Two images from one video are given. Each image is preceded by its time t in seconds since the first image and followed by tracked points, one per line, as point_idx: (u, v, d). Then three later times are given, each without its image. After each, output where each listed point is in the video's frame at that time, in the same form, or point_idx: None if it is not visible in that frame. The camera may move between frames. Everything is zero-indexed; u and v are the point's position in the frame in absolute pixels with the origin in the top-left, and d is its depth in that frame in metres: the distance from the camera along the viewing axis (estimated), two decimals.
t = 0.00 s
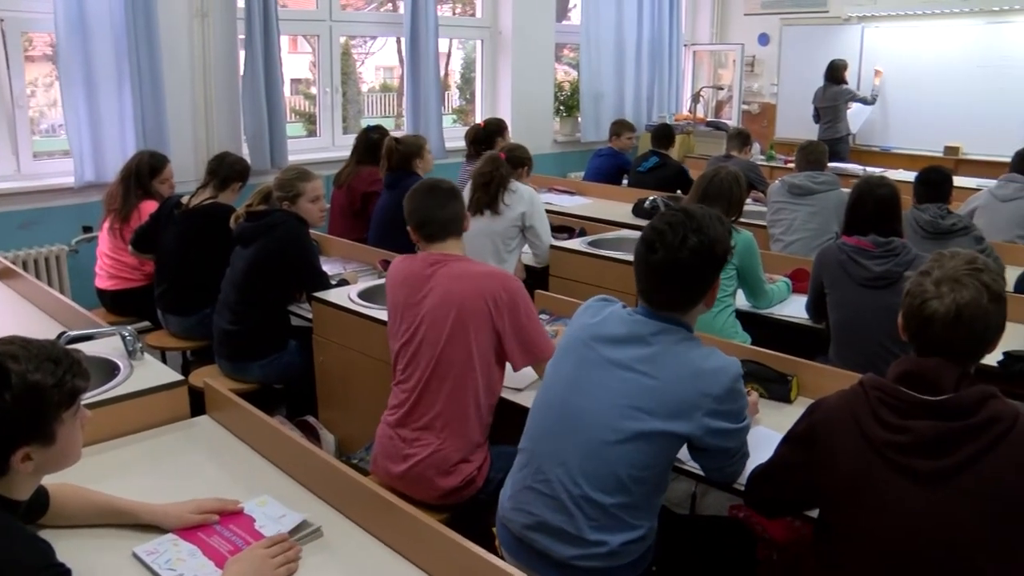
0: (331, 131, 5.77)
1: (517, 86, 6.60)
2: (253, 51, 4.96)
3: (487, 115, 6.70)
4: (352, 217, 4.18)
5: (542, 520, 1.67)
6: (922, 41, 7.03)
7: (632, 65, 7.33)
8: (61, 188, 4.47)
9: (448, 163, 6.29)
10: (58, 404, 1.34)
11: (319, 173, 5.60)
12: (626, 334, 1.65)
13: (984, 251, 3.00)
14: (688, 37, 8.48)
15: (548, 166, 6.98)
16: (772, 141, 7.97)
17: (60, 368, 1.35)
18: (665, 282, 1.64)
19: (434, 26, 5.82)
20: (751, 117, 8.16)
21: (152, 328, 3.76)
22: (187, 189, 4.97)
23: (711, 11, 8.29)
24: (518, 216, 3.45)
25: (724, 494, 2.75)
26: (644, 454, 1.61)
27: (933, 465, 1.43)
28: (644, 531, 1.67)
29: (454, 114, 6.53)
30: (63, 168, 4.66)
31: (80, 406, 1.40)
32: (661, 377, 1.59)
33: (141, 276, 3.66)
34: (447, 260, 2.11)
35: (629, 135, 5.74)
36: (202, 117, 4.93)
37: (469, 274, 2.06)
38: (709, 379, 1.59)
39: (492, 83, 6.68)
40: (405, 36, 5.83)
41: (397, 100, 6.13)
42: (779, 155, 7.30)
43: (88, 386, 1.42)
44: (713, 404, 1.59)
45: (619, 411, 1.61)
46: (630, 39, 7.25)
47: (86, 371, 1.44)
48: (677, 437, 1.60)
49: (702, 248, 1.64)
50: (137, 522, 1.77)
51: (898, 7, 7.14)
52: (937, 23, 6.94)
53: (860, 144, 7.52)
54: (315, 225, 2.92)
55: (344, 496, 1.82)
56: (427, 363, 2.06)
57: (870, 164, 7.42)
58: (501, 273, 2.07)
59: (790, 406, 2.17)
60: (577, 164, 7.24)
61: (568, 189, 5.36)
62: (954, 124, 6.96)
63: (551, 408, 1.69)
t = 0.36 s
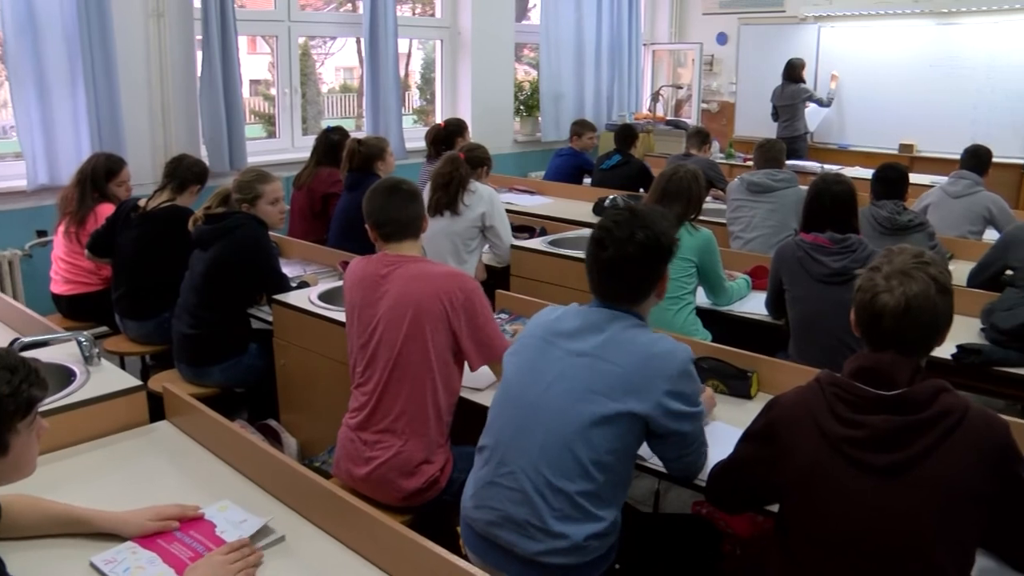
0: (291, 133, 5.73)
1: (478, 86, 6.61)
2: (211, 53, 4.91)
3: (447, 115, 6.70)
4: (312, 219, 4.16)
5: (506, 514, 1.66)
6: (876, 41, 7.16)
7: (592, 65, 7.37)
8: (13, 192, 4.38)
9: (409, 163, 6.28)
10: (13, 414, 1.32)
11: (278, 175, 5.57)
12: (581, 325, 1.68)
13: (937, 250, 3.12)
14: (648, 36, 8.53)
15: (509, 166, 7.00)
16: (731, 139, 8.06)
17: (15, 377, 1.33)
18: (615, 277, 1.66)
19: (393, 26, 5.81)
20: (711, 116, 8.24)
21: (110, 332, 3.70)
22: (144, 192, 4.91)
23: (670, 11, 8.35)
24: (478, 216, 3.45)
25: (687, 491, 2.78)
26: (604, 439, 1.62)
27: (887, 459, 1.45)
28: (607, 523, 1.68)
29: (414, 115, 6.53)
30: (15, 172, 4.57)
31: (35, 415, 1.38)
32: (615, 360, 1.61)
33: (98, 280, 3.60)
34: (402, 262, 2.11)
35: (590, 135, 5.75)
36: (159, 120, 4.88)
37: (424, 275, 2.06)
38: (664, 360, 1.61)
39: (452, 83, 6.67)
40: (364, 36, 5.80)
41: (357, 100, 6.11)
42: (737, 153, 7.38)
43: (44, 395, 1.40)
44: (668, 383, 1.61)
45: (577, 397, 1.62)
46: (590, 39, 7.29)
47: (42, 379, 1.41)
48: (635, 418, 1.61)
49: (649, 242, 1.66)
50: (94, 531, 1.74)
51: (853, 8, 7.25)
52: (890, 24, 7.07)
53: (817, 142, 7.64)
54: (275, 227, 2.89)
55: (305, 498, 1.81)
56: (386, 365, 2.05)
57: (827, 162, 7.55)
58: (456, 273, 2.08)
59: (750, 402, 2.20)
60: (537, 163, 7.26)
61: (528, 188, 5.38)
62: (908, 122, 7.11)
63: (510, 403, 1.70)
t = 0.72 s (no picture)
0: (249, 134, 5.67)
1: (437, 86, 6.60)
2: (166, 53, 4.85)
3: (406, 115, 6.69)
4: (271, 221, 4.13)
5: (470, 505, 1.66)
6: (829, 40, 7.29)
7: (551, 65, 7.40)
8: None
9: (368, 165, 6.25)
10: None
11: (235, 177, 5.51)
12: (531, 314, 1.71)
13: (895, 245, 3.16)
14: (606, 35, 8.58)
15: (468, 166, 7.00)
16: (690, 138, 8.13)
17: None
18: (554, 263, 1.73)
19: (351, 27, 5.79)
20: (670, 114, 8.30)
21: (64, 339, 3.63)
22: (98, 195, 4.84)
23: (627, 11, 8.41)
24: (437, 216, 3.45)
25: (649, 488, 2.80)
26: (563, 421, 1.65)
27: (843, 452, 1.46)
28: (571, 509, 1.69)
29: (373, 115, 6.51)
30: None
31: None
32: (567, 343, 1.66)
33: (51, 285, 3.54)
34: (368, 265, 2.10)
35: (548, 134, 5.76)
36: (114, 123, 4.81)
37: (390, 279, 2.06)
38: (613, 341, 1.67)
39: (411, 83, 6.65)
40: (321, 37, 5.77)
41: (316, 101, 6.08)
42: (695, 152, 7.45)
43: None
44: (621, 362, 1.66)
45: (534, 382, 1.65)
46: (548, 39, 7.32)
47: None
48: (591, 398, 1.66)
49: (585, 230, 1.74)
50: (48, 542, 1.70)
51: (807, 8, 7.37)
52: (842, 23, 7.20)
53: (774, 141, 7.75)
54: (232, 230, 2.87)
55: (266, 502, 1.80)
56: (350, 369, 2.04)
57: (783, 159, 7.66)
58: (422, 278, 2.08)
59: (709, 399, 2.22)
60: (497, 163, 7.27)
61: (488, 188, 5.38)
62: (861, 120, 7.25)
63: (469, 396, 1.70)
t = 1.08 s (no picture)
0: (211, 135, 5.62)
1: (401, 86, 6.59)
2: (126, 55, 4.79)
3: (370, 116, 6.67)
4: (235, 223, 4.10)
5: (437, 505, 1.66)
6: (790, 40, 7.38)
7: (515, 65, 7.42)
8: None
9: (331, 166, 6.23)
10: None
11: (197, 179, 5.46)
12: (495, 314, 1.71)
13: (854, 241, 3.22)
14: (570, 35, 8.62)
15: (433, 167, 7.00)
16: (653, 137, 8.18)
17: None
18: (516, 265, 1.73)
19: (314, 28, 5.77)
20: (633, 114, 8.35)
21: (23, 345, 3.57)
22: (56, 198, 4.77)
23: (591, 11, 8.45)
24: (401, 217, 3.46)
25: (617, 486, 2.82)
26: (529, 420, 1.65)
27: (807, 447, 1.47)
28: (539, 507, 1.70)
29: (337, 116, 6.48)
30: None
31: None
32: (531, 341, 1.66)
33: (11, 290, 3.51)
34: (337, 268, 2.08)
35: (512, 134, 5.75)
36: (73, 125, 4.76)
37: (358, 283, 2.04)
38: (577, 339, 1.67)
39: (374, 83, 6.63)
40: (284, 37, 5.75)
41: (279, 103, 6.05)
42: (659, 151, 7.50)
43: None
44: (587, 359, 1.67)
45: (499, 381, 1.65)
46: (512, 39, 7.34)
47: None
48: (556, 396, 1.66)
49: (547, 231, 1.74)
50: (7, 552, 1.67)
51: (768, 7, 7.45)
52: (802, 23, 7.28)
53: (737, 139, 7.82)
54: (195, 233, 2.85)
55: (231, 506, 1.78)
56: (316, 372, 2.03)
57: (747, 158, 7.73)
58: (390, 282, 2.07)
59: (675, 396, 2.24)
60: (462, 163, 7.27)
61: (452, 188, 5.37)
62: (822, 119, 7.35)
63: (434, 396, 1.70)
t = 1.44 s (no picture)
0: (178, 137, 5.57)
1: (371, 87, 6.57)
2: (90, 55, 4.74)
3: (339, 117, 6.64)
4: (203, 225, 4.06)
5: (409, 506, 1.65)
6: (757, 39, 7.44)
7: (484, 65, 7.43)
8: None
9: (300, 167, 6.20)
10: None
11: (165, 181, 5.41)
12: (466, 314, 1.71)
13: (822, 240, 3.24)
14: (539, 35, 8.64)
15: (403, 167, 6.99)
16: (623, 136, 8.22)
17: None
18: (487, 266, 1.73)
19: (282, 29, 5.75)
20: (603, 113, 8.39)
21: None
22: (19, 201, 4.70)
23: (560, 11, 8.49)
24: (366, 215, 3.44)
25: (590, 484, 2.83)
26: (500, 421, 1.65)
27: (776, 444, 1.47)
28: (510, 507, 1.70)
29: (307, 117, 6.45)
30: None
31: None
32: (502, 341, 1.66)
33: None
34: (306, 270, 2.07)
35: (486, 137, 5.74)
36: (37, 126, 4.70)
37: (327, 286, 2.04)
38: (548, 339, 1.68)
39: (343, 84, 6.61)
40: (252, 37, 5.71)
41: (248, 104, 6.03)
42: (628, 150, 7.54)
43: None
44: (557, 359, 1.67)
45: (470, 382, 1.65)
46: (481, 39, 7.34)
47: None
48: (527, 396, 1.67)
49: (517, 231, 1.74)
50: None
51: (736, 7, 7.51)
52: (769, 23, 7.35)
53: (707, 137, 7.87)
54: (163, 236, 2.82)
55: (201, 510, 1.77)
56: (286, 376, 2.02)
57: (716, 156, 7.80)
58: (360, 285, 2.06)
59: (645, 394, 2.25)
60: (432, 164, 7.27)
61: (422, 189, 5.36)
62: (789, 118, 7.43)
63: (405, 397, 1.70)
